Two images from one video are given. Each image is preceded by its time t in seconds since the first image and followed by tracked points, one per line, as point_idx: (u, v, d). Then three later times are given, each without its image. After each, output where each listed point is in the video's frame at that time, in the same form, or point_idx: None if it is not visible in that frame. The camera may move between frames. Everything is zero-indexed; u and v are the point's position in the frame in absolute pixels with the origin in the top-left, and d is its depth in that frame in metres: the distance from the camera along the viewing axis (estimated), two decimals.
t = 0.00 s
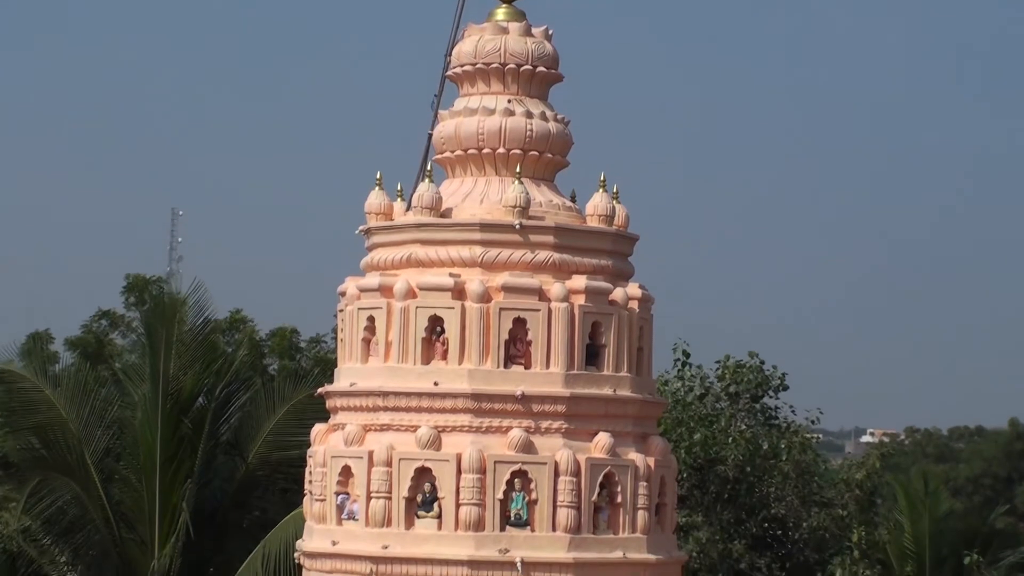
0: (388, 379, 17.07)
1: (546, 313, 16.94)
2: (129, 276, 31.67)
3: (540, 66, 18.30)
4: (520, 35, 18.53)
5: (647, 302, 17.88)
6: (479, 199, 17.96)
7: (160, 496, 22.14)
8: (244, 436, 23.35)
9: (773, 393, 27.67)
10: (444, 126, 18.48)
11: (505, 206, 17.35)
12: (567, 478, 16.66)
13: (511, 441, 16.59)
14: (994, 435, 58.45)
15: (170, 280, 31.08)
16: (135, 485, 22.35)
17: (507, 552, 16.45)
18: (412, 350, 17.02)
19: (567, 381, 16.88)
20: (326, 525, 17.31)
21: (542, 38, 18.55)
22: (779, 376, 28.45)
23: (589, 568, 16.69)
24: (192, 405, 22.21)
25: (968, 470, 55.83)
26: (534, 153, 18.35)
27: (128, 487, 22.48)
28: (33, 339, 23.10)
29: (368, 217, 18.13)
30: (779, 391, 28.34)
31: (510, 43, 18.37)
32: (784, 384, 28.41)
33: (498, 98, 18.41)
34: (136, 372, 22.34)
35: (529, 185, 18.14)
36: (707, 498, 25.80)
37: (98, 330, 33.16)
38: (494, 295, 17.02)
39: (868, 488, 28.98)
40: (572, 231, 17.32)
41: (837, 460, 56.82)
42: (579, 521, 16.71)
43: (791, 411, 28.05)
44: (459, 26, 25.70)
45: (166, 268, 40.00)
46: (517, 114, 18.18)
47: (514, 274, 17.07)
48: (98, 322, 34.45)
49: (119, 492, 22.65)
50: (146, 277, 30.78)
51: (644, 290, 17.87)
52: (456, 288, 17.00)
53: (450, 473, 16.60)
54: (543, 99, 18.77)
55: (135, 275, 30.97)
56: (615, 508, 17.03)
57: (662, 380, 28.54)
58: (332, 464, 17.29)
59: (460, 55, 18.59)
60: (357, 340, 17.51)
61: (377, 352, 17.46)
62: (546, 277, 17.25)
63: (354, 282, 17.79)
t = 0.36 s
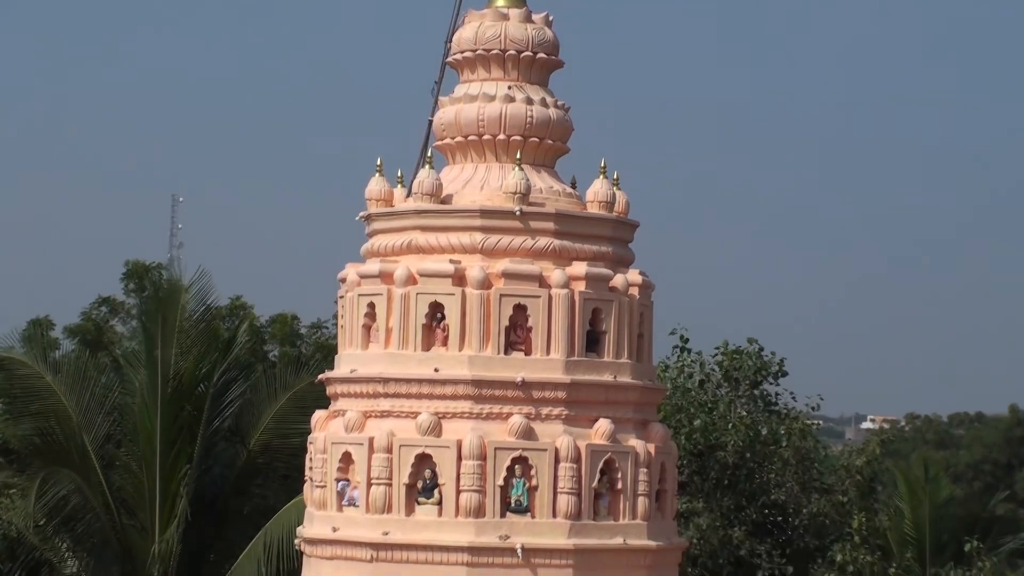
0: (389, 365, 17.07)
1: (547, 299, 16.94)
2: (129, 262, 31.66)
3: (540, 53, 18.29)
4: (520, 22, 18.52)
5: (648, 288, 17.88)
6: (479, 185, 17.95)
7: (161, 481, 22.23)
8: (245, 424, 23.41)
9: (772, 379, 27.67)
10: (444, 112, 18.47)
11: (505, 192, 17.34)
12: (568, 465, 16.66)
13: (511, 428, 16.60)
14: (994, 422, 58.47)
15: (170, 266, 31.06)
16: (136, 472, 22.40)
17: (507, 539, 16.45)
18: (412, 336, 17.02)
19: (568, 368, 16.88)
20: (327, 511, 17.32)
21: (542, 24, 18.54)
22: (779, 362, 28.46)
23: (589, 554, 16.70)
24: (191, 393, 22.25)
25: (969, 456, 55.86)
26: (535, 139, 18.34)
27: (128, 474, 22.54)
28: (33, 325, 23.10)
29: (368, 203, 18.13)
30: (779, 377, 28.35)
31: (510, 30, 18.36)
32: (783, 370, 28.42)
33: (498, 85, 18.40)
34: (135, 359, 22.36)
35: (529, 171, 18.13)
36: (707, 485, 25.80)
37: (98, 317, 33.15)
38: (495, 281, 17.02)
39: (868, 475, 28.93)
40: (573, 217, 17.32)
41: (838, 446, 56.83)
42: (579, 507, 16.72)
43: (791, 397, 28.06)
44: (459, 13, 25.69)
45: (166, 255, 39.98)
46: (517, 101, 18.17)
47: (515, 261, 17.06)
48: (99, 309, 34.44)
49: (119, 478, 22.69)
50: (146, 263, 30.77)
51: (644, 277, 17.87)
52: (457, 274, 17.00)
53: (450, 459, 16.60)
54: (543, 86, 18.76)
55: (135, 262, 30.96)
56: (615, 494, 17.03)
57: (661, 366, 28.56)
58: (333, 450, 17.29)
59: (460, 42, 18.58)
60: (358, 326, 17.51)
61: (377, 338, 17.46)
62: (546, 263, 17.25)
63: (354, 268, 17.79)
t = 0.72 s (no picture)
0: (390, 355, 17.08)
1: (547, 289, 16.94)
2: (130, 251, 31.65)
3: (540, 42, 18.29)
4: (520, 11, 18.51)
5: (648, 278, 17.88)
6: (479, 174, 17.95)
7: (162, 469, 22.26)
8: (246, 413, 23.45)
9: (772, 368, 27.68)
10: (444, 101, 18.47)
11: (505, 182, 17.33)
12: (568, 454, 16.67)
13: (511, 417, 16.60)
14: (994, 411, 58.50)
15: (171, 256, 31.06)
16: (136, 459, 22.43)
17: (507, 528, 16.46)
18: (413, 326, 17.02)
19: (568, 357, 16.89)
20: (327, 500, 17.33)
21: (543, 13, 18.54)
22: (779, 352, 28.47)
23: (589, 543, 16.70)
24: (191, 382, 22.28)
25: (969, 445, 55.94)
26: (535, 129, 18.33)
27: (128, 461, 22.57)
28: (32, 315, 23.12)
29: (369, 192, 18.13)
30: (779, 366, 28.36)
31: (511, 19, 18.36)
32: (783, 360, 28.43)
33: (498, 74, 18.40)
34: (136, 348, 22.40)
35: (530, 160, 18.12)
36: (707, 474, 25.82)
37: (99, 306, 33.15)
38: (495, 271, 17.02)
39: (868, 464, 28.88)
40: (573, 207, 17.32)
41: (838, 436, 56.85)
42: (580, 496, 16.72)
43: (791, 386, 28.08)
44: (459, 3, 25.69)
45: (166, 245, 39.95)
46: (517, 90, 18.17)
47: (515, 250, 17.06)
48: (99, 298, 34.44)
49: (119, 467, 22.71)
50: (147, 253, 30.77)
51: (645, 266, 17.87)
52: (457, 264, 17.00)
53: (450, 448, 16.61)
54: (544, 75, 18.76)
55: (135, 251, 30.96)
56: (615, 483, 17.04)
57: (661, 355, 28.58)
58: (333, 440, 17.28)
59: (460, 31, 18.58)
60: (359, 315, 17.51)
61: (378, 327, 17.46)
62: (547, 252, 17.25)
63: (355, 257, 17.79)
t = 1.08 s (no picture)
0: (390, 343, 17.07)
1: (547, 277, 16.93)
2: (130, 239, 31.63)
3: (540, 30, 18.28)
4: None
5: (648, 266, 17.88)
6: (479, 163, 17.94)
7: (162, 458, 22.33)
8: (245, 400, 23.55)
9: (773, 357, 27.67)
10: (444, 90, 18.46)
11: (505, 170, 17.33)
12: (568, 443, 16.66)
13: (511, 405, 16.60)
14: (994, 399, 58.51)
15: (170, 244, 31.05)
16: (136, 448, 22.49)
17: (507, 516, 16.46)
18: (413, 314, 17.01)
19: (568, 345, 16.89)
20: (327, 489, 17.33)
21: (543, 1, 18.52)
22: (780, 341, 28.45)
23: (589, 531, 16.71)
24: (191, 371, 22.28)
25: (969, 433, 55.93)
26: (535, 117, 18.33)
27: (128, 450, 22.63)
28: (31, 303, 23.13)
29: (369, 181, 18.12)
30: (779, 355, 28.36)
31: (511, 7, 18.35)
32: (784, 349, 28.41)
33: (498, 62, 18.39)
34: (136, 338, 22.41)
35: (530, 149, 18.12)
36: (707, 462, 25.83)
37: (99, 294, 33.14)
38: (495, 259, 17.02)
39: (868, 453, 28.82)
40: (573, 195, 17.31)
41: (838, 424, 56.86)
42: (579, 485, 16.72)
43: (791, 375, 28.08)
44: None
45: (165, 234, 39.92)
46: (517, 79, 18.16)
47: (515, 238, 17.06)
48: (100, 286, 34.44)
49: (119, 455, 22.77)
50: (147, 242, 30.77)
51: (645, 254, 17.86)
52: (457, 252, 16.99)
53: (450, 437, 16.61)
54: (544, 63, 18.75)
55: (135, 239, 30.94)
56: (615, 472, 17.04)
57: (661, 344, 28.58)
58: (333, 428, 17.28)
59: (460, 19, 18.58)
60: (358, 304, 17.51)
61: (377, 316, 17.46)
62: (547, 241, 17.24)
63: (355, 246, 17.78)
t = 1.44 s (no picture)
0: (390, 329, 17.07)
1: (547, 263, 16.93)
2: (130, 225, 31.63)
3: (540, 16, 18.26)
4: None
5: (649, 252, 17.88)
6: (479, 149, 17.93)
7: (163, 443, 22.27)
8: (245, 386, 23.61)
9: (773, 343, 27.66)
10: (444, 76, 18.45)
11: (506, 156, 17.32)
12: (568, 428, 16.66)
13: (511, 391, 16.61)
14: (994, 385, 58.54)
15: (170, 230, 31.04)
16: (136, 434, 22.45)
17: (508, 502, 16.47)
18: (413, 300, 17.01)
19: (568, 331, 16.89)
20: (327, 475, 17.33)
21: None
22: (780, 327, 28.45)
23: (589, 517, 16.72)
24: (193, 356, 22.28)
25: (970, 419, 55.95)
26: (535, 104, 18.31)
27: (128, 437, 22.58)
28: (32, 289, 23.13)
29: (370, 168, 18.12)
30: (779, 341, 28.35)
31: None
32: (785, 335, 28.40)
33: (498, 48, 18.37)
34: (139, 323, 22.41)
35: (530, 135, 18.11)
36: (708, 449, 25.81)
37: (99, 280, 33.14)
38: (495, 246, 17.02)
39: (868, 438, 28.81)
40: (573, 181, 17.31)
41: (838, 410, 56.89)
42: (580, 471, 16.72)
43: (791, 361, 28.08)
44: None
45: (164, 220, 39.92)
46: (517, 65, 18.15)
47: (515, 224, 17.06)
48: (100, 272, 34.41)
49: (119, 441, 22.67)
50: (147, 228, 30.77)
51: (645, 241, 17.86)
52: (457, 238, 16.99)
53: (451, 423, 16.62)
54: (544, 50, 18.74)
55: (136, 226, 30.94)
56: (616, 458, 17.04)
57: (662, 330, 28.58)
58: (333, 414, 17.28)
59: (461, 5, 18.56)
60: (359, 290, 17.50)
61: (378, 302, 17.45)
62: (547, 227, 17.24)
63: (355, 232, 17.77)
